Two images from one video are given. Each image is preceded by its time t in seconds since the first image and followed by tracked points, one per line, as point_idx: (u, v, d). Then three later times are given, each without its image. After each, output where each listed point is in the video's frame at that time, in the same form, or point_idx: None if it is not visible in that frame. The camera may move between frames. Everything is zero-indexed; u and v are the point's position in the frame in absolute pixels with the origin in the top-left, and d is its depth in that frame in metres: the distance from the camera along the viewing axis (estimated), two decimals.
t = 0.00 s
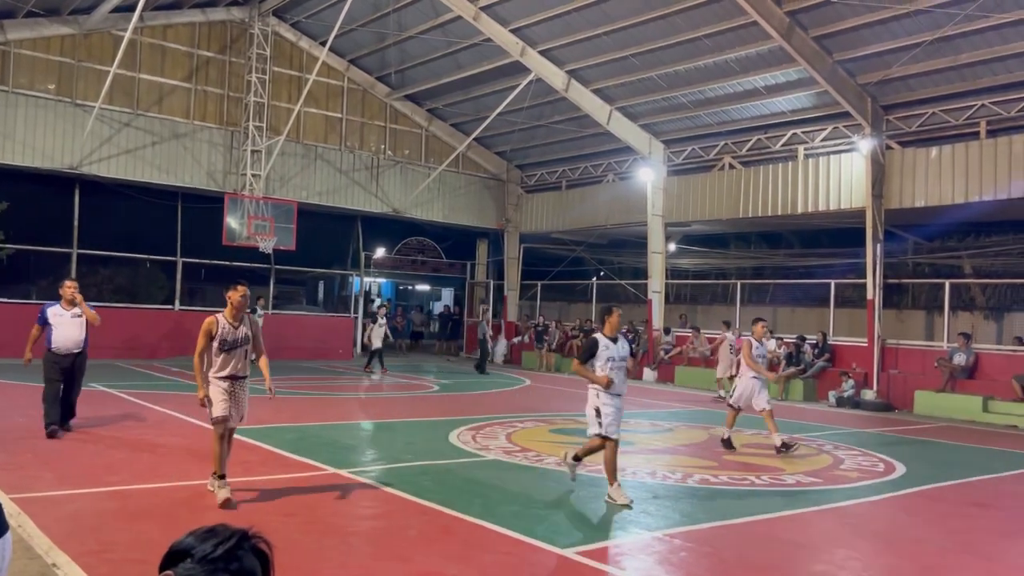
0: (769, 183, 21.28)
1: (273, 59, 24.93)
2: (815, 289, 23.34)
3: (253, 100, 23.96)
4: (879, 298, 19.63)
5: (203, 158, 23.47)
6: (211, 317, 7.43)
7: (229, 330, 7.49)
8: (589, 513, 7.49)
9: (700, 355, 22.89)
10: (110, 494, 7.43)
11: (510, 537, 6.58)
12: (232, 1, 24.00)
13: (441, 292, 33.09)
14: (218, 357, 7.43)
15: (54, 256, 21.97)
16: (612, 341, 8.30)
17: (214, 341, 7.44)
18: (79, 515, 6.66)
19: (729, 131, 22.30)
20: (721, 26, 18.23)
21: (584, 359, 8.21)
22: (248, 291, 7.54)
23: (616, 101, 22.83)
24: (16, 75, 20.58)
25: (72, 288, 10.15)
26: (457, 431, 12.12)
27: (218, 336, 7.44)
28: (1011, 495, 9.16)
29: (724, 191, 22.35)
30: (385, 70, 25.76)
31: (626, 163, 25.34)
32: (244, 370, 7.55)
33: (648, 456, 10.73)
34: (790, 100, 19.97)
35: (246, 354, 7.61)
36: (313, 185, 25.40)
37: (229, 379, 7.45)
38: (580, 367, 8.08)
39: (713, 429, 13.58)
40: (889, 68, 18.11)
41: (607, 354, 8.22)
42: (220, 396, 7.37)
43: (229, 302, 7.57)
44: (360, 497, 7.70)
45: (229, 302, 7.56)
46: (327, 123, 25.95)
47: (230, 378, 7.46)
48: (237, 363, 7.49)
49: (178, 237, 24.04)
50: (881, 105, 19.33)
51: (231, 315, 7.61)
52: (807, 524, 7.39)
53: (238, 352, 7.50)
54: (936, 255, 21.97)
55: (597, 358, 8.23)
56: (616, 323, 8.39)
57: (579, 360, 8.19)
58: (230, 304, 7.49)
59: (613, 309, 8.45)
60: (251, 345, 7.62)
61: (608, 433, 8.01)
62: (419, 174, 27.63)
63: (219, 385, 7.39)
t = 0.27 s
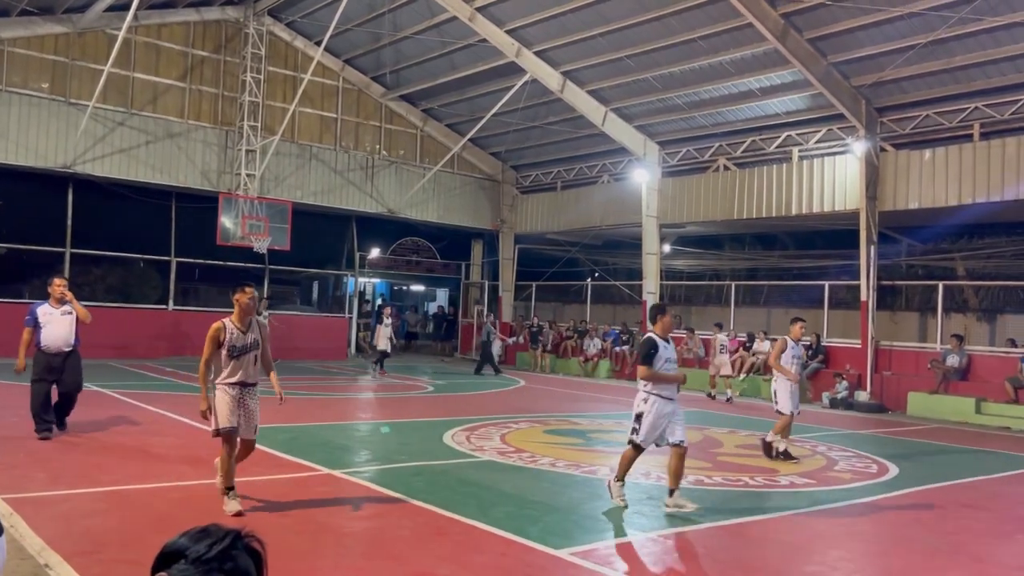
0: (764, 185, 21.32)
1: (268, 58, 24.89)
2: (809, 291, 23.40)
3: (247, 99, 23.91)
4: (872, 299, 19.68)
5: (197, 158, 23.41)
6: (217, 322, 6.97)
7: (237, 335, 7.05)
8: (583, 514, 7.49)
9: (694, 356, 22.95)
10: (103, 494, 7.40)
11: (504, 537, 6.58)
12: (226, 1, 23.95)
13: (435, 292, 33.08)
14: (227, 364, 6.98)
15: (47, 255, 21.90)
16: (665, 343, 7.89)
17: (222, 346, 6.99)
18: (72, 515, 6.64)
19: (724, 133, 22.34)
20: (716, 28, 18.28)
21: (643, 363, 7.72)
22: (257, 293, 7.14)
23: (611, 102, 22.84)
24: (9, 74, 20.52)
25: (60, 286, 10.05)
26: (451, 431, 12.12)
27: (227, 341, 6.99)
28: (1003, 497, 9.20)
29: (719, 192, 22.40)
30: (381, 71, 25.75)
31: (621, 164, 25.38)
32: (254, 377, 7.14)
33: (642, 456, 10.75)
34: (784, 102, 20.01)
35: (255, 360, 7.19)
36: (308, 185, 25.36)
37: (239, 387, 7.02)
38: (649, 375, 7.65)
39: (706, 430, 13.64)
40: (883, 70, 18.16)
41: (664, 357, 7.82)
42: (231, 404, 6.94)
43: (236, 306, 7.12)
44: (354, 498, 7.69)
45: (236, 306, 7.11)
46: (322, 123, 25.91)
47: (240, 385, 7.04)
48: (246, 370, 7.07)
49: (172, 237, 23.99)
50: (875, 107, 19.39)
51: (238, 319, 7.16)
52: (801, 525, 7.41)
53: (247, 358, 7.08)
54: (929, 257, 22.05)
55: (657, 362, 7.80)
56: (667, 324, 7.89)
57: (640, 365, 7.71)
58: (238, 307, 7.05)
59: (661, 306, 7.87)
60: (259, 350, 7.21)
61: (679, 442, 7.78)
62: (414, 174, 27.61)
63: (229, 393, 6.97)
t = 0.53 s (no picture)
0: (757, 186, 21.37)
1: (261, 58, 24.84)
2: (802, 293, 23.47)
3: (241, 99, 23.86)
4: (864, 301, 19.75)
5: (190, 158, 23.35)
6: (228, 323, 6.57)
7: (248, 336, 6.69)
8: (575, 515, 7.50)
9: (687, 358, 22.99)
10: (94, 495, 7.37)
11: (496, 539, 6.58)
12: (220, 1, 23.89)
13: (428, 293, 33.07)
14: (237, 368, 6.64)
15: (38, 255, 21.81)
16: (717, 351, 7.37)
17: (232, 348, 6.61)
18: (62, 516, 6.61)
19: (717, 135, 22.39)
20: (709, 31, 18.32)
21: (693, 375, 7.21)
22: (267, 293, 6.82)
23: (604, 104, 22.87)
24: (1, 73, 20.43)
25: (52, 286, 9.78)
26: (444, 432, 12.11)
27: (237, 344, 6.63)
28: (993, 498, 9.23)
29: (712, 194, 22.46)
30: (374, 71, 25.73)
31: (615, 165, 25.41)
32: (263, 381, 6.83)
33: (635, 457, 10.77)
34: (777, 105, 20.08)
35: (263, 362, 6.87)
36: (301, 185, 25.31)
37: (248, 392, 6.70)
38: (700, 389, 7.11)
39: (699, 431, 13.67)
40: (875, 73, 18.22)
41: (717, 366, 7.33)
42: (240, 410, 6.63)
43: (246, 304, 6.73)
44: (346, 499, 7.68)
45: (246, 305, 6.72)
46: (315, 123, 25.87)
47: (249, 389, 6.72)
48: (255, 373, 6.75)
49: (164, 237, 23.91)
50: (867, 110, 19.45)
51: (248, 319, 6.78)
52: (793, 526, 7.43)
53: (256, 361, 6.77)
54: (921, 259, 22.14)
55: (708, 373, 7.27)
56: (721, 331, 7.34)
57: (690, 377, 7.20)
58: (250, 308, 6.67)
59: (713, 313, 7.39)
60: (268, 351, 6.89)
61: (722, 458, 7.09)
62: (408, 175, 27.58)
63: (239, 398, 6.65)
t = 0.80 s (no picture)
0: (750, 189, 21.42)
1: (254, 59, 24.80)
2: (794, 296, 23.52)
3: (234, 100, 23.82)
4: (856, 304, 19.80)
5: (183, 158, 23.28)
6: (246, 327, 6.34)
7: (266, 342, 6.46)
8: (568, 517, 7.50)
9: (680, 359, 23.02)
10: (85, 497, 7.34)
11: (488, 541, 6.57)
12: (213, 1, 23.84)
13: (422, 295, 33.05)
14: (255, 374, 6.37)
15: (30, 256, 21.70)
16: (774, 363, 6.97)
17: (250, 354, 6.36)
18: (53, 518, 6.57)
19: (710, 137, 22.44)
20: (703, 33, 18.36)
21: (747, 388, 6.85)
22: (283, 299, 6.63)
23: (598, 106, 22.90)
24: None
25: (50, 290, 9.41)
26: (437, 434, 12.10)
27: (255, 350, 6.39)
28: (985, 500, 9.26)
29: (705, 196, 22.50)
30: (368, 72, 25.72)
31: (608, 167, 25.44)
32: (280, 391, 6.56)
33: (628, 459, 10.79)
34: (770, 107, 20.13)
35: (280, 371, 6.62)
36: (294, 187, 25.27)
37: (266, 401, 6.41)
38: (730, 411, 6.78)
39: (692, 433, 13.70)
40: (868, 77, 18.29)
41: (772, 381, 6.90)
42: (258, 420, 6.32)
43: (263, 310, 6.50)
44: (339, 501, 7.67)
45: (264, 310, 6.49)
46: (308, 124, 25.84)
47: (266, 399, 6.44)
48: (273, 382, 6.49)
49: (157, 237, 23.84)
50: (860, 113, 19.52)
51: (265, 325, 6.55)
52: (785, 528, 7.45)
53: (272, 369, 6.52)
54: (913, 262, 22.20)
55: (760, 388, 6.90)
56: (776, 342, 6.94)
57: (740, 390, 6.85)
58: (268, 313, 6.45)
59: (767, 322, 6.95)
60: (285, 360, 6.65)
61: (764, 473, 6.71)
62: (401, 176, 27.57)
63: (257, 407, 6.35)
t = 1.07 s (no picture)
0: (743, 191, 21.47)
1: (247, 60, 24.75)
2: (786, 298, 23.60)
3: (227, 101, 23.76)
4: (848, 306, 19.86)
5: (175, 159, 23.21)
6: (251, 328, 5.96)
7: (275, 342, 6.06)
8: (560, 519, 7.50)
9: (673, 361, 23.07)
10: (76, 498, 7.30)
11: (481, 542, 6.57)
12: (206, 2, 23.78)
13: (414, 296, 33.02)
14: (263, 377, 6.00)
15: (20, 257, 21.60)
16: (828, 362, 6.65)
17: (257, 356, 6.00)
18: (42, 520, 6.53)
19: (703, 140, 22.49)
20: (695, 36, 18.40)
21: (804, 390, 6.47)
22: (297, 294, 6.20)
23: (591, 108, 22.92)
24: None
25: (47, 289, 9.25)
26: (429, 436, 12.08)
27: (262, 351, 6.00)
28: (975, 502, 9.30)
29: (697, 198, 22.55)
30: (361, 74, 25.69)
31: (601, 170, 25.48)
32: (293, 393, 6.18)
33: (620, 461, 10.81)
34: (763, 110, 20.20)
35: (294, 372, 6.22)
36: (287, 188, 25.22)
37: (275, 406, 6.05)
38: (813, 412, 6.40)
39: (684, 435, 13.72)
40: (860, 80, 18.36)
41: (828, 382, 6.60)
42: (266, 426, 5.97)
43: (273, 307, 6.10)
44: (331, 503, 7.65)
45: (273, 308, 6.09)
46: (301, 126, 25.80)
47: (277, 403, 6.08)
48: (284, 385, 6.09)
49: (149, 238, 23.77)
50: (852, 116, 19.59)
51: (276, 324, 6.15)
52: (777, 529, 7.47)
53: (286, 369, 6.13)
54: (905, 264, 22.29)
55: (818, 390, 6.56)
56: (832, 340, 6.57)
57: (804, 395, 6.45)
58: (277, 311, 6.04)
59: (827, 321, 6.58)
60: (299, 360, 6.24)
61: (852, 480, 6.56)
62: (394, 178, 27.56)
63: (265, 412, 5.99)
